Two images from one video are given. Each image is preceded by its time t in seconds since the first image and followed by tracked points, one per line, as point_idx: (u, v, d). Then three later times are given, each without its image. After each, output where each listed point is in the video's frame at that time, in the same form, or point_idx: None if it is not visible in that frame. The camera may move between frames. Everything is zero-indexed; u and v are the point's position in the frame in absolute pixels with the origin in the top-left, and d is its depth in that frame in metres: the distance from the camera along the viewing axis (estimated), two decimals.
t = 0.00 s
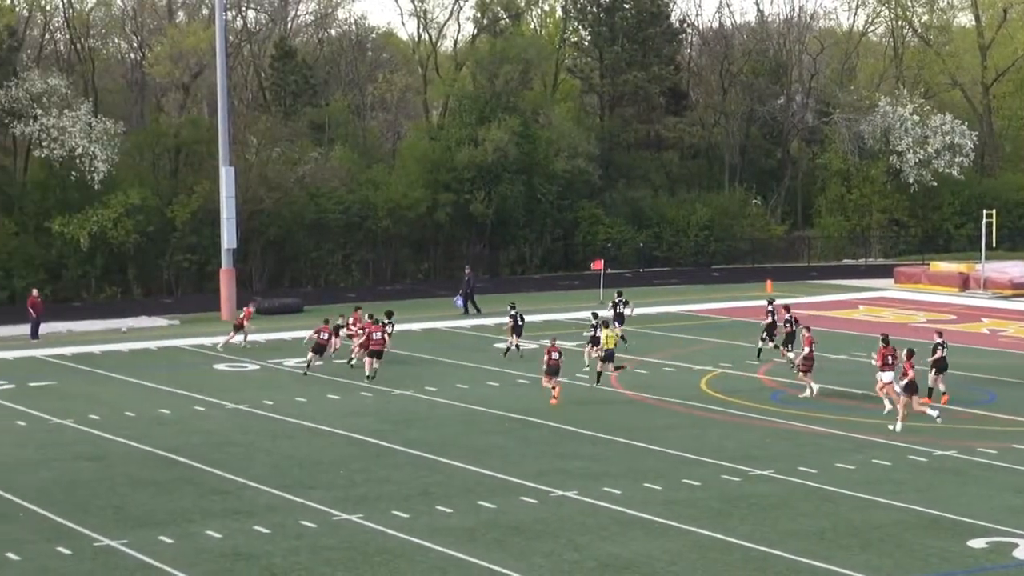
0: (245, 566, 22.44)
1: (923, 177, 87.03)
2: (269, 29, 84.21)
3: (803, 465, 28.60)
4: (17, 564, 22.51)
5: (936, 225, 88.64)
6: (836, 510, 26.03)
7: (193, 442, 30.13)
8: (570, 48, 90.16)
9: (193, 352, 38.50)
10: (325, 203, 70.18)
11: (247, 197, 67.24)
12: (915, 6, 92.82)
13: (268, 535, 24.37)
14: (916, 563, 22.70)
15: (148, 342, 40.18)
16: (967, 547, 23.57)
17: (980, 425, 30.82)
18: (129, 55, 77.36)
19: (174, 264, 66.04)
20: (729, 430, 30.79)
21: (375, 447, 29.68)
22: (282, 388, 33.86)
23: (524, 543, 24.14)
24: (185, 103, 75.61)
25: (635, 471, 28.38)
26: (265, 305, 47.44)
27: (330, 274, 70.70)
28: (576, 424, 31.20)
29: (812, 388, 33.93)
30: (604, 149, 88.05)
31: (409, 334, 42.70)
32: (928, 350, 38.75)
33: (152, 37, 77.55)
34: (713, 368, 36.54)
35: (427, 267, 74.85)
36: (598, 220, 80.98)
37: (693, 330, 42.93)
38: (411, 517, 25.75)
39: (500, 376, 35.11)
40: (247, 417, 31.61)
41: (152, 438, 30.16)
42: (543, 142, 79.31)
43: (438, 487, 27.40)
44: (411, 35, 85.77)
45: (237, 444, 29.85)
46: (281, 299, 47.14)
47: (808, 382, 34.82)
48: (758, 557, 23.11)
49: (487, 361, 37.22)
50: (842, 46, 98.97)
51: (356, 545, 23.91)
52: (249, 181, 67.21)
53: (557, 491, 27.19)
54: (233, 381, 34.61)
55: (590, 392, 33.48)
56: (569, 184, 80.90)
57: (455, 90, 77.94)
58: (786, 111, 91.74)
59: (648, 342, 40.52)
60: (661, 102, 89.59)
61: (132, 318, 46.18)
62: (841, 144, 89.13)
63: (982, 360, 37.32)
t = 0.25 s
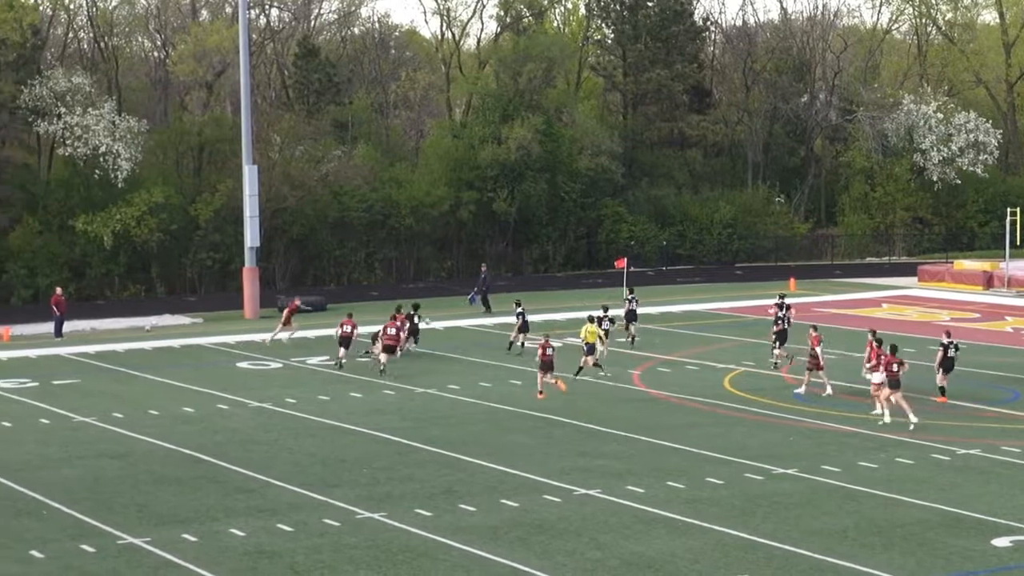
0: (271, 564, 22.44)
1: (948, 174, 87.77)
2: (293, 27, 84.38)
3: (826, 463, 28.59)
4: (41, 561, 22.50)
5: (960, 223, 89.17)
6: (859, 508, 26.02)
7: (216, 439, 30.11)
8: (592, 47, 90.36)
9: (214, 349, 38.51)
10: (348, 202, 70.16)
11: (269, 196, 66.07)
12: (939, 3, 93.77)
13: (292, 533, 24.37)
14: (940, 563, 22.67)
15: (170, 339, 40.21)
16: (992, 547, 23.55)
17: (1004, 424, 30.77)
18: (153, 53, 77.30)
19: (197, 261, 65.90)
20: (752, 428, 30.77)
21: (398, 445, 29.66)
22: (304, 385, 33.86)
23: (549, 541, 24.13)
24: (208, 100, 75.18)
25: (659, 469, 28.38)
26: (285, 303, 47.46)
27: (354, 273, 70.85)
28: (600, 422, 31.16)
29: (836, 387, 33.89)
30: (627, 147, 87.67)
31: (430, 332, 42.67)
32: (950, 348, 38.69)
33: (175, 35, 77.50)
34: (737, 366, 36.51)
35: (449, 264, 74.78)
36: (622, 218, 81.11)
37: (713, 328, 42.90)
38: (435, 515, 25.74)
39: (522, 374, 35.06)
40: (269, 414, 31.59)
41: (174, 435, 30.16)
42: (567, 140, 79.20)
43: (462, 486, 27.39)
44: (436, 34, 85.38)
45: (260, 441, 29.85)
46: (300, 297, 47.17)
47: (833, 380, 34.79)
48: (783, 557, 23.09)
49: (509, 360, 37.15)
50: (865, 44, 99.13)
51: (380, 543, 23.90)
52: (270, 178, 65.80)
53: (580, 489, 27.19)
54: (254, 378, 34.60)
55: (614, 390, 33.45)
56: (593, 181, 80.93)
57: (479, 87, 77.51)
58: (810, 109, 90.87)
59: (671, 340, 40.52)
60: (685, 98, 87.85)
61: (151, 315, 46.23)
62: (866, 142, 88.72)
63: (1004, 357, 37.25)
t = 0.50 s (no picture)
0: (284, 563, 22.45)
1: (961, 174, 87.25)
2: (307, 27, 84.60)
3: (840, 463, 28.56)
4: (55, 560, 22.51)
5: (973, 222, 88.93)
6: (873, 508, 25.98)
7: (230, 438, 30.13)
8: (606, 46, 90.19)
9: (227, 348, 38.55)
10: (362, 201, 70.04)
11: (283, 194, 65.83)
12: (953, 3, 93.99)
13: (305, 533, 24.38)
14: (954, 563, 22.62)
15: (184, 339, 40.26)
16: (1006, 547, 23.50)
17: (1018, 423, 30.68)
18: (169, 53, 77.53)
19: (211, 261, 66.07)
20: (766, 428, 30.75)
21: (411, 444, 29.66)
22: (317, 384, 33.87)
23: (562, 541, 24.12)
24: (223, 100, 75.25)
25: (673, 468, 28.38)
26: (299, 302, 47.52)
27: (367, 273, 70.84)
28: (614, 421, 31.15)
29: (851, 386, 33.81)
30: (642, 147, 87.32)
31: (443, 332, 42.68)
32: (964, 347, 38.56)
33: (190, 35, 77.68)
34: (750, 366, 36.45)
35: (463, 264, 74.67)
36: (635, 217, 81.13)
37: (725, 328, 42.84)
38: (448, 515, 25.75)
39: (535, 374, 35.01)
40: (283, 413, 31.62)
41: (188, 434, 30.19)
42: (581, 140, 79.16)
43: (475, 485, 27.39)
44: (450, 34, 85.48)
45: (274, 440, 29.87)
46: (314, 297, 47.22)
47: (847, 380, 34.73)
48: (796, 556, 23.06)
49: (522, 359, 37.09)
50: (880, 44, 98.91)
51: (394, 542, 23.90)
52: (285, 178, 65.53)
53: (594, 489, 27.19)
54: (268, 377, 34.63)
55: (628, 389, 33.41)
56: (607, 181, 80.94)
57: (493, 87, 77.42)
58: (823, 109, 91.66)
59: (684, 340, 40.49)
60: (698, 98, 87.70)
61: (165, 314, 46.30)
62: (880, 142, 88.94)
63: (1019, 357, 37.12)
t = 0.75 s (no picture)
0: (285, 562, 22.46)
1: (964, 173, 86.88)
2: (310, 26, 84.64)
3: (842, 462, 28.57)
4: (58, 559, 22.54)
5: (976, 221, 88.59)
6: (875, 508, 25.99)
7: (232, 437, 30.14)
8: (608, 46, 90.34)
9: (230, 347, 38.57)
10: (364, 200, 69.94)
11: (286, 194, 66.44)
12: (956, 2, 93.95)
13: (307, 532, 24.40)
14: (956, 563, 22.62)
15: (187, 338, 40.28)
16: (1007, 547, 23.50)
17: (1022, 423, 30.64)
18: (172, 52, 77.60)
19: (214, 260, 66.05)
20: (769, 427, 30.75)
21: (413, 443, 29.67)
22: (320, 383, 33.88)
23: (564, 540, 24.14)
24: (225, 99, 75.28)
25: (675, 468, 28.38)
26: (301, 302, 47.54)
27: (369, 272, 70.63)
28: (616, 421, 31.15)
29: (853, 386, 33.74)
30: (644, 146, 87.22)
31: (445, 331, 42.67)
32: (966, 347, 38.49)
33: (193, 35, 77.75)
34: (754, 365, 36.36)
35: (465, 263, 74.59)
36: (638, 216, 81.00)
37: (728, 328, 42.81)
38: (450, 514, 25.76)
39: (537, 373, 34.98)
40: (286, 412, 31.62)
41: (190, 433, 30.20)
42: (583, 139, 79.10)
43: (477, 484, 27.40)
44: (452, 33, 85.45)
45: (276, 439, 29.88)
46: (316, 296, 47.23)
47: (849, 378, 34.71)
48: (798, 556, 23.07)
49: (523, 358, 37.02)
50: (883, 43, 98.80)
51: (396, 541, 23.92)
52: (286, 178, 66.35)
53: (596, 488, 27.20)
54: (270, 376, 34.64)
55: (630, 388, 33.41)
56: (609, 180, 80.93)
57: (495, 88, 77.70)
58: (825, 107, 92.13)
59: (687, 339, 40.48)
60: (701, 97, 87.67)
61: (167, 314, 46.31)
62: (882, 141, 89.07)
63: None
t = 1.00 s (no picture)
0: (282, 562, 22.44)
1: (959, 172, 87.34)
2: (305, 25, 84.54)
3: (837, 462, 28.57)
4: (54, 558, 22.52)
5: (972, 220, 88.92)
6: (870, 507, 26.00)
7: (227, 437, 30.12)
8: (605, 45, 90.46)
9: (225, 347, 38.53)
10: (360, 200, 70.03)
11: (281, 194, 66.15)
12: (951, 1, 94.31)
13: (304, 531, 24.38)
14: (952, 562, 22.63)
15: (182, 337, 40.24)
16: (1003, 546, 23.52)
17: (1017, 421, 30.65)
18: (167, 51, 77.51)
19: (210, 259, 66.07)
20: (764, 426, 30.74)
21: (409, 443, 29.67)
22: (315, 382, 33.86)
23: (560, 539, 24.13)
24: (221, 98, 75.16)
25: (671, 467, 28.38)
26: (296, 301, 47.51)
27: (366, 271, 70.67)
28: (612, 420, 31.14)
29: (848, 384, 33.71)
30: (640, 145, 87.23)
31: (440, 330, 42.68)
32: (962, 347, 38.50)
33: (188, 33, 77.59)
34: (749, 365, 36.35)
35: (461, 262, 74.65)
36: (634, 216, 81.06)
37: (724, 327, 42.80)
38: (446, 513, 25.76)
39: (533, 372, 34.95)
40: (281, 411, 31.60)
41: (186, 433, 30.17)
42: (579, 138, 79.16)
43: (473, 484, 27.39)
44: (449, 33, 85.49)
45: (272, 438, 29.86)
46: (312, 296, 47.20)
47: (844, 377, 34.71)
48: (794, 555, 23.07)
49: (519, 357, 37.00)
50: (878, 42, 98.86)
51: (392, 541, 23.91)
52: (284, 177, 66.02)
53: (592, 488, 27.20)
54: (266, 376, 34.61)
55: (625, 387, 33.39)
56: (605, 179, 81.08)
57: (492, 86, 77.71)
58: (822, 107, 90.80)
59: (682, 339, 40.50)
60: (697, 97, 87.75)
61: (162, 313, 46.26)
62: (878, 140, 89.06)
63: (1019, 356, 37.09)
